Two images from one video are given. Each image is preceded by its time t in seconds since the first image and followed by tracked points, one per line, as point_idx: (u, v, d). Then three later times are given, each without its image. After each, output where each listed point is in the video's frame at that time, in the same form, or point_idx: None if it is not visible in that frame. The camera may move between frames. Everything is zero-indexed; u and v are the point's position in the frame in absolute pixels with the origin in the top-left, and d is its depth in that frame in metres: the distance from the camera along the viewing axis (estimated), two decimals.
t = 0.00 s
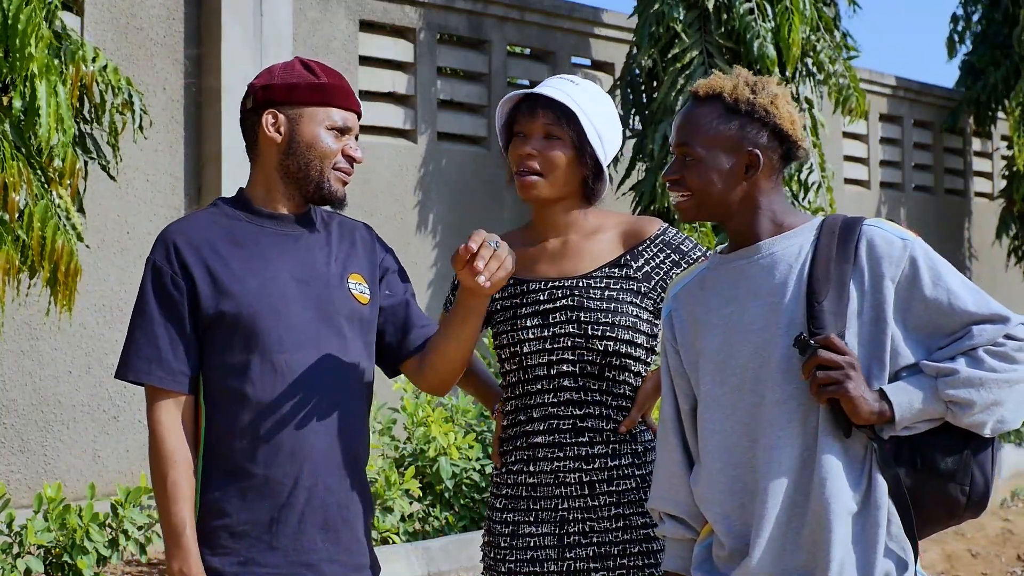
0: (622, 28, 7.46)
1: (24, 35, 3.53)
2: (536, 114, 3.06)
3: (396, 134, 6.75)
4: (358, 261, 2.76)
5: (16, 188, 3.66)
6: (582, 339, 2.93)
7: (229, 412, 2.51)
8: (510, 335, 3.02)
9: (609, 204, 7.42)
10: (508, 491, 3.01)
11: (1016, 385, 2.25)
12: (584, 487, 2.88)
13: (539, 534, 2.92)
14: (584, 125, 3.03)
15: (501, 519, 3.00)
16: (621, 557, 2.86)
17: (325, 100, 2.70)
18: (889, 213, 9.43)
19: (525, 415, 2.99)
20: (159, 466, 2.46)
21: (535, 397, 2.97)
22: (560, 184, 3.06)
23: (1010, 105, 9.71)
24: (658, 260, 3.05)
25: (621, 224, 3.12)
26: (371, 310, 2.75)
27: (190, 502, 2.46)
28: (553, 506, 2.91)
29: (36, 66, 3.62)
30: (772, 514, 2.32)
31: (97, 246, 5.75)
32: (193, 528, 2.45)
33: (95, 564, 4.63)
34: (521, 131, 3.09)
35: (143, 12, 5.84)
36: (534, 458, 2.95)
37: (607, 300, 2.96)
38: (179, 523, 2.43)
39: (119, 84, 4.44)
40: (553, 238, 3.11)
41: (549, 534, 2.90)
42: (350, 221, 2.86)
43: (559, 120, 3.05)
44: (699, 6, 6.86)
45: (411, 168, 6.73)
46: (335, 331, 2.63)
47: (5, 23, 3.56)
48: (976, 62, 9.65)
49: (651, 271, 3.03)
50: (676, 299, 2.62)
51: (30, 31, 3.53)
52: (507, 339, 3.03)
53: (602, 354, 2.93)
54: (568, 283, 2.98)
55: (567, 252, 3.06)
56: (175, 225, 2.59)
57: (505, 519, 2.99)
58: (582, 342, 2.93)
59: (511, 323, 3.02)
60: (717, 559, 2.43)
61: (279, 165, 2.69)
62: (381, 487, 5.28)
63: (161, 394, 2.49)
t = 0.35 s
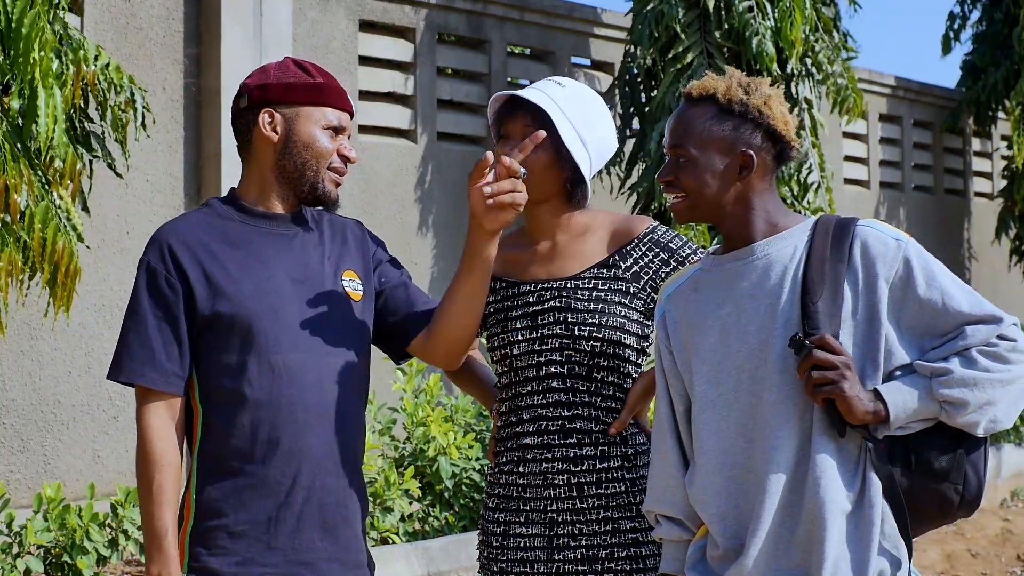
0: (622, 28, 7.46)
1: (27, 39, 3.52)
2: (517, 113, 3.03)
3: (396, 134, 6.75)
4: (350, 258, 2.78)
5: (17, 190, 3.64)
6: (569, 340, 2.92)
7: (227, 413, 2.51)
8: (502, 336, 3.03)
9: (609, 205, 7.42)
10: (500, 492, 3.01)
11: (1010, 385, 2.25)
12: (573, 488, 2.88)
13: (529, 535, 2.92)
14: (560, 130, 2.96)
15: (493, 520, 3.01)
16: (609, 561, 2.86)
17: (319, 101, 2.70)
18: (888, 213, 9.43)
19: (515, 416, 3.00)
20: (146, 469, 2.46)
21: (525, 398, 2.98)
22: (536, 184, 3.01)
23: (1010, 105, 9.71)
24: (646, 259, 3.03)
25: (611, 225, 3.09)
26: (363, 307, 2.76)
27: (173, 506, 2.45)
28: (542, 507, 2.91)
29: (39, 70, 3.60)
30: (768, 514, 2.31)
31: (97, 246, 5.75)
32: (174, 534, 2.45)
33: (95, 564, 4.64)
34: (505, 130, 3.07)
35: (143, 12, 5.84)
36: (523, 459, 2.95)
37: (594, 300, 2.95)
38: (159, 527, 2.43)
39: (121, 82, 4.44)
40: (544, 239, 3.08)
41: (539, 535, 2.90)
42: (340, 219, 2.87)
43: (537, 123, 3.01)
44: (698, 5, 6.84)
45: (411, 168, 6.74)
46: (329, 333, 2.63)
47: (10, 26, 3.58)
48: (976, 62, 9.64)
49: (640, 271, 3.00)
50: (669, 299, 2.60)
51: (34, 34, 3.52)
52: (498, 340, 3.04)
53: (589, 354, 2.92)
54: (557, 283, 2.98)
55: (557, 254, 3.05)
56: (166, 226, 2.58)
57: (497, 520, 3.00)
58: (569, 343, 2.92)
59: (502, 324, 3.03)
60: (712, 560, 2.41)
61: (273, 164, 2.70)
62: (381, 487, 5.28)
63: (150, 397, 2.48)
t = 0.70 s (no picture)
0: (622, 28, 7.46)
1: (24, 37, 3.52)
2: (508, 115, 3.02)
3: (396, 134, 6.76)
4: (343, 258, 2.79)
5: (17, 190, 3.64)
6: (565, 339, 2.92)
7: (223, 414, 2.51)
8: (498, 336, 3.04)
9: (609, 205, 7.42)
10: (498, 491, 3.02)
11: (1003, 387, 2.25)
12: (570, 487, 2.88)
13: (526, 534, 2.92)
14: (548, 129, 2.96)
15: (492, 519, 3.02)
16: (606, 560, 2.85)
17: (312, 102, 2.70)
18: (888, 213, 9.43)
19: (512, 415, 3.00)
20: (149, 470, 2.46)
21: (521, 397, 2.98)
22: (530, 185, 3.01)
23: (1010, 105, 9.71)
24: (642, 257, 3.01)
25: (607, 222, 3.08)
26: (357, 309, 2.77)
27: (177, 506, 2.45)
28: (540, 506, 2.91)
29: (37, 69, 3.59)
30: (766, 515, 2.31)
31: (97, 246, 5.74)
32: (180, 532, 2.44)
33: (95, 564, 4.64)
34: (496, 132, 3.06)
35: (143, 12, 5.84)
36: (521, 458, 2.96)
37: (590, 299, 2.94)
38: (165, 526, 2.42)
39: (124, 81, 4.44)
40: (541, 240, 3.09)
41: (536, 534, 2.91)
42: (333, 219, 2.87)
43: (528, 123, 3.00)
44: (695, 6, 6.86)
45: (411, 168, 6.74)
46: (323, 334, 2.62)
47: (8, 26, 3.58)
48: (976, 62, 9.65)
49: (636, 269, 2.99)
50: (663, 300, 2.59)
51: (32, 34, 3.53)
52: (495, 340, 3.05)
53: (584, 353, 2.92)
54: (553, 283, 2.97)
55: (553, 253, 3.05)
56: (161, 229, 2.59)
57: (496, 520, 3.01)
58: (564, 341, 2.92)
59: (499, 323, 3.04)
60: (708, 560, 2.40)
61: (267, 165, 2.70)
62: (380, 487, 5.28)
63: (151, 400, 2.49)
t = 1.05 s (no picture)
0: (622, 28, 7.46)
1: (26, 39, 3.54)
2: (509, 117, 3.04)
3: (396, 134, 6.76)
4: (338, 261, 2.81)
5: (22, 189, 3.63)
6: (564, 338, 2.92)
7: (218, 416, 2.55)
8: (497, 335, 3.03)
9: (609, 204, 7.43)
10: (499, 491, 3.02)
11: (996, 381, 2.28)
12: (571, 486, 2.88)
13: (527, 534, 2.92)
14: (551, 131, 2.98)
15: (492, 519, 3.02)
16: (609, 559, 2.85)
17: (308, 106, 2.69)
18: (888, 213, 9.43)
19: (512, 415, 3.00)
20: (152, 456, 2.48)
21: (521, 396, 2.98)
22: (528, 186, 3.01)
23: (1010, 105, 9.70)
24: (639, 256, 3.02)
25: (605, 222, 3.08)
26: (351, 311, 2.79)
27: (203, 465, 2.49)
28: (541, 505, 2.91)
29: (41, 69, 3.59)
30: (767, 514, 2.31)
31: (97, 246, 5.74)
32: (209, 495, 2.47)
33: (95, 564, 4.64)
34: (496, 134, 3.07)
35: (143, 12, 5.84)
36: (521, 457, 2.95)
37: (588, 298, 2.94)
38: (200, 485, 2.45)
39: (130, 80, 4.41)
40: (538, 239, 3.08)
41: (537, 534, 2.91)
42: (329, 220, 2.90)
43: (531, 123, 3.01)
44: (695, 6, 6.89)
45: (411, 168, 6.74)
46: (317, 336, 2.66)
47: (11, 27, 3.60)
48: (976, 62, 9.65)
49: (633, 268, 3.00)
50: (655, 301, 2.58)
51: (33, 34, 3.55)
52: (494, 339, 3.04)
53: (584, 352, 2.92)
54: (550, 283, 2.98)
55: (551, 252, 3.04)
56: (156, 229, 2.61)
57: (496, 520, 3.00)
58: (564, 340, 2.92)
59: (497, 323, 3.04)
60: (711, 561, 2.40)
61: (259, 170, 2.69)
62: (380, 487, 5.28)
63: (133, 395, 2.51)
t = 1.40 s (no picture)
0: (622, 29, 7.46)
1: (43, 46, 3.58)
2: (509, 117, 3.03)
3: (396, 134, 6.76)
4: (328, 261, 2.89)
5: (21, 190, 3.64)
6: (570, 339, 2.92)
7: (210, 418, 2.62)
8: (499, 337, 3.01)
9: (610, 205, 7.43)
10: (501, 493, 3.00)
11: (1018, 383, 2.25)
12: (577, 487, 2.89)
13: (532, 536, 2.91)
14: (554, 133, 2.98)
15: (495, 522, 2.99)
16: (616, 558, 2.87)
17: (291, 108, 2.76)
18: (889, 213, 9.43)
19: (516, 416, 2.98)
20: (164, 457, 2.55)
21: (525, 398, 2.96)
22: (528, 186, 3.01)
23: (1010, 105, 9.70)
24: (642, 256, 3.04)
25: (605, 223, 3.10)
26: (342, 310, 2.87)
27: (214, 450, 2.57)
28: (547, 506, 2.90)
29: (51, 76, 3.62)
30: (781, 513, 2.32)
31: (96, 246, 5.74)
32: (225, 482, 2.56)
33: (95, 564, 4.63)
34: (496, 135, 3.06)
35: (143, 12, 5.84)
36: (526, 459, 2.94)
37: (593, 299, 2.95)
38: (216, 474, 2.54)
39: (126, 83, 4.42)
40: (538, 239, 3.08)
41: (543, 535, 2.90)
42: (318, 219, 2.98)
43: (532, 124, 3.00)
44: (696, 6, 6.86)
45: (411, 168, 6.74)
46: (307, 337, 2.72)
47: (26, 32, 3.63)
48: (976, 62, 9.65)
49: (637, 268, 3.01)
50: (677, 299, 2.59)
51: (50, 42, 3.59)
52: (496, 341, 3.02)
53: (590, 353, 2.93)
54: (554, 283, 2.97)
55: (550, 254, 3.04)
56: (146, 232, 2.68)
57: (499, 522, 2.98)
58: (570, 341, 2.92)
59: (499, 325, 3.02)
60: (725, 557, 2.41)
61: (243, 170, 2.76)
62: (380, 487, 5.29)
63: (128, 397, 2.56)
